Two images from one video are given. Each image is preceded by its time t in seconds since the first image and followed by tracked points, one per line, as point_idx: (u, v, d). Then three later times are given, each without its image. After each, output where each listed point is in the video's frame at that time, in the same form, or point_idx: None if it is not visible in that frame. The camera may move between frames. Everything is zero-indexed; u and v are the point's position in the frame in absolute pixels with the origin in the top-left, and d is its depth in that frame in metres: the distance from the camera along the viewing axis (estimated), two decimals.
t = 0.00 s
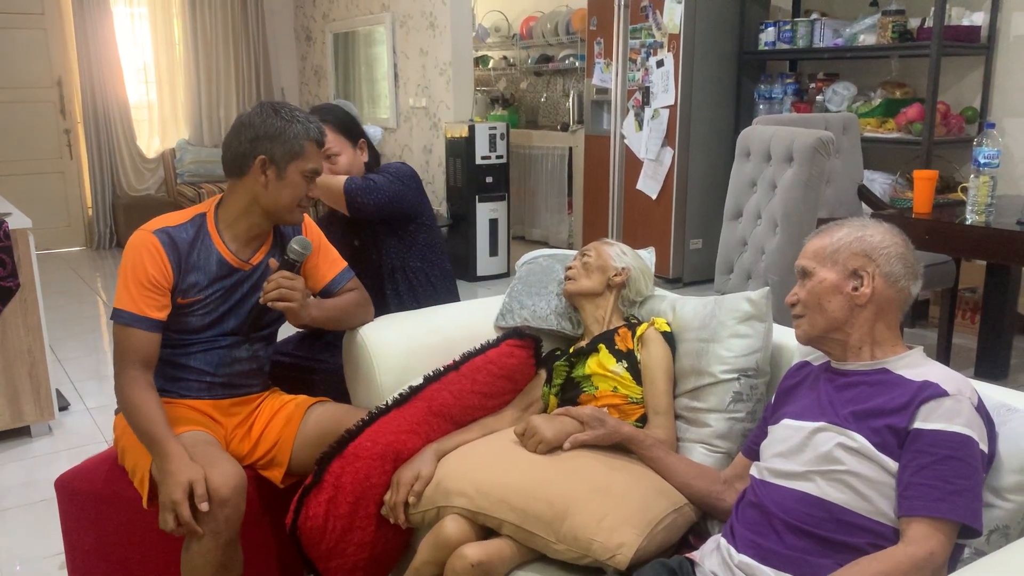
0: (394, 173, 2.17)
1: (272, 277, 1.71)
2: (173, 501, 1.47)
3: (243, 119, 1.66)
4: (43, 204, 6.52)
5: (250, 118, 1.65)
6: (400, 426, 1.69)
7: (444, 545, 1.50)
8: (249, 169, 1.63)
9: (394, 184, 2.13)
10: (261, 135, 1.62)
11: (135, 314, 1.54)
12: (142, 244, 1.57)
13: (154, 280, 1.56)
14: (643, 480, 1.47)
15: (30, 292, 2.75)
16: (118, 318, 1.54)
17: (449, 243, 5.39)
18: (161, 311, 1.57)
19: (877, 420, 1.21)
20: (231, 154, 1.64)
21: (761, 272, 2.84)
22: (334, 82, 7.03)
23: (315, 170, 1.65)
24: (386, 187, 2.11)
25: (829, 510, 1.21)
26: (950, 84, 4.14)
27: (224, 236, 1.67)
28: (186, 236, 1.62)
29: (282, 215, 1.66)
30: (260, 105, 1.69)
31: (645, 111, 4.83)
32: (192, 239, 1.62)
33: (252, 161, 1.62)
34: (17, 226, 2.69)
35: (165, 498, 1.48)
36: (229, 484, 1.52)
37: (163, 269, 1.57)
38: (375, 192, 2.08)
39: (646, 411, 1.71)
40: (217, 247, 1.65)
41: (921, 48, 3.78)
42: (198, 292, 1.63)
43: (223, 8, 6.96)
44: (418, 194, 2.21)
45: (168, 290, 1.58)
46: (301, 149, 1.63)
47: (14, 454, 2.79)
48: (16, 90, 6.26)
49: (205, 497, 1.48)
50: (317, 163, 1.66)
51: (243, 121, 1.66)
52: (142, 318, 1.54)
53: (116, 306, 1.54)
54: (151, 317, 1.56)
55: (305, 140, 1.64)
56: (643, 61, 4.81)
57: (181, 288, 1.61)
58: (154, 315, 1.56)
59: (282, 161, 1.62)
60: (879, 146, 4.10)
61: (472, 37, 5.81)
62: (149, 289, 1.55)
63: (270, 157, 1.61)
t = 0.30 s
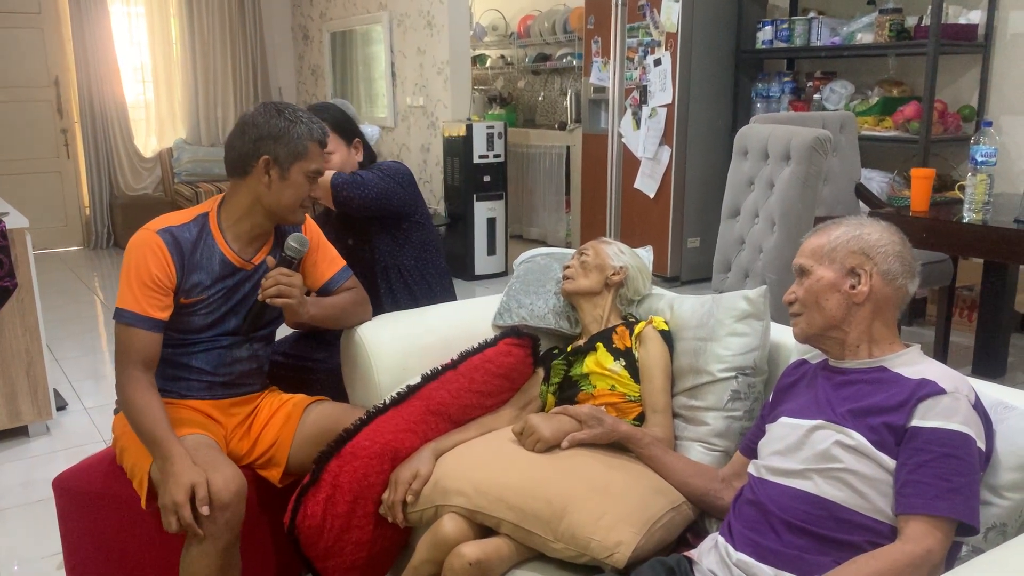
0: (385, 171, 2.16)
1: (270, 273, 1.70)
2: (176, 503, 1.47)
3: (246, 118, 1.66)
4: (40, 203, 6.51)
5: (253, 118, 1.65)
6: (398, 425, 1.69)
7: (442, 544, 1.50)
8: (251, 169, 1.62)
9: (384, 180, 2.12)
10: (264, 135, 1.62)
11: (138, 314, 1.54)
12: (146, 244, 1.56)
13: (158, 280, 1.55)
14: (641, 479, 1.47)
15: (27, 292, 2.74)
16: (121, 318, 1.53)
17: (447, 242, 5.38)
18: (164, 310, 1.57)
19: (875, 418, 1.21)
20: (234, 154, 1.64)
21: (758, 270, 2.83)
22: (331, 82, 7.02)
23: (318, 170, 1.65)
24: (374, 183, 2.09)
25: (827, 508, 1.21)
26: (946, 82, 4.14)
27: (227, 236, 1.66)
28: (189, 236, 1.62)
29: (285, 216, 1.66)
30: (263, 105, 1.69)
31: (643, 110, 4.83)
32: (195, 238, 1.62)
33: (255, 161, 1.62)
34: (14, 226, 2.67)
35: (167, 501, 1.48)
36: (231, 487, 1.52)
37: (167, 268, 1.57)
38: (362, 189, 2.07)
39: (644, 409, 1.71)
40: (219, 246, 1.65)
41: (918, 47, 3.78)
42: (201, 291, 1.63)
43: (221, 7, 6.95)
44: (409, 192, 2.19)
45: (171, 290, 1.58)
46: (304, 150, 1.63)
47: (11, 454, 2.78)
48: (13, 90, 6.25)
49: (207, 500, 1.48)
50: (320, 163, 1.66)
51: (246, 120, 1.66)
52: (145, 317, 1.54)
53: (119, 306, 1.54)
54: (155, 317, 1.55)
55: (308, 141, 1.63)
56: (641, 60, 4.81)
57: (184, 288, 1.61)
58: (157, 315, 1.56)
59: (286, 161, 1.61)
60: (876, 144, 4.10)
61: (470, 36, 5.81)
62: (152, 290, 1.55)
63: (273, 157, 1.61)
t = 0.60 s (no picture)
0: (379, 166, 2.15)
1: (269, 271, 1.70)
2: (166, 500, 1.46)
3: (250, 119, 1.66)
4: (37, 202, 6.50)
5: (256, 118, 1.65)
6: (396, 424, 1.69)
7: (440, 543, 1.50)
8: (253, 169, 1.62)
9: (377, 176, 2.11)
10: (267, 135, 1.61)
11: (137, 312, 1.53)
12: (147, 243, 1.56)
13: (157, 280, 1.55)
14: (639, 477, 1.47)
15: (24, 292, 2.74)
16: (119, 316, 1.53)
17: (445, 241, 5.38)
18: (163, 309, 1.57)
19: (872, 416, 1.21)
20: (237, 154, 1.64)
21: (756, 269, 2.83)
22: (329, 80, 7.01)
23: (321, 172, 1.65)
24: (366, 178, 2.08)
25: (824, 506, 1.21)
26: (944, 81, 4.15)
27: (229, 236, 1.66)
28: (190, 235, 1.61)
29: (287, 217, 1.66)
30: (267, 105, 1.69)
31: (641, 109, 4.83)
32: (195, 238, 1.62)
33: (257, 161, 1.62)
34: (12, 225, 2.68)
35: (157, 497, 1.48)
36: (221, 485, 1.52)
37: (167, 268, 1.56)
38: (354, 183, 2.06)
39: (642, 407, 1.71)
40: (220, 247, 1.64)
41: (916, 46, 3.78)
42: (201, 291, 1.63)
43: (219, 6, 6.94)
44: (402, 187, 2.18)
45: (171, 289, 1.58)
46: (307, 151, 1.63)
47: (9, 453, 2.78)
48: (10, 89, 6.23)
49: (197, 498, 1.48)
50: (323, 165, 1.66)
51: (249, 120, 1.65)
52: (143, 316, 1.54)
53: (117, 304, 1.54)
54: (152, 315, 1.55)
55: (311, 142, 1.63)
56: (639, 59, 4.81)
57: (184, 287, 1.61)
58: (155, 314, 1.55)
59: (289, 162, 1.61)
60: (875, 143, 4.11)
61: (468, 34, 5.80)
62: (152, 288, 1.54)
63: (276, 158, 1.61)
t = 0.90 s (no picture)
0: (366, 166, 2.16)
1: (267, 268, 1.69)
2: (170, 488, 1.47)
3: (249, 117, 1.65)
4: (36, 201, 6.50)
5: (255, 117, 1.64)
6: (395, 423, 1.69)
7: (438, 541, 1.50)
8: (252, 167, 1.62)
9: (364, 174, 2.11)
10: (266, 134, 1.61)
11: (135, 310, 1.53)
12: (146, 241, 1.56)
13: (156, 278, 1.55)
14: (638, 477, 1.47)
15: (23, 291, 2.74)
16: (117, 313, 1.53)
17: (444, 240, 5.38)
18: (161, 307, 1.57)
19: (870, 415, 1.21)
20: (236, 153, 1.64)
21: (755, 268, 2.83)
22: (328, 79, 7.01)
23: (319, 170, 1.65)
24: (351, 176, 2.08)
25: (822, 505, 1.21)
26: (943, 81, 4.15)
27: (228, 235, 1.66)
28: (189, 233, 1.62)
29: (285, 216, 1.65)
30: (266, 105, 1.69)
31: (640, 108, 4.83)
32: (194, 236, 1.62)
33: (256, 160, 1.61)
34: (10, 224, 2.67)
35: (162, 480, 1.48)
36: (224, 473, 1.52)
37: (165, 265, 1.56)
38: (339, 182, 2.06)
39: (640, 407, 1.70)
40: (219, 245, 1.64)
41: (915, 45, 3.78)
42: (200, 289, 1.63)
43: (217, 5, 6.94)
44: (391, 185, 2.17)
45: (169, 287, 1.58)
46: (305, 150, 1.62)
47: (7, 453, 2.78)
48: (9, 87, 6.23)
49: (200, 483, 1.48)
50: (322, 163, 1.66)
51: (248, 119, 1.65)
52: (141, 313, 1.54)
53: (116, 302, 1.54)
54: (151, 313, 1.55)
55: (310, 141, 1.63)
56: (638, 58, 4.81)
57: (182, 285, 1.61)
58: (153, 311, 1.55)
59: (287, 161, 1.61)
60: (873, 142, 4.11)
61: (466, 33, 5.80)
62: (150, 286, 1.54)
63: (274, 157, 1.61)
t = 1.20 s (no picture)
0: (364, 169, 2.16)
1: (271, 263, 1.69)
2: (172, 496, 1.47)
3: (250, 117, 1.65)
4: (36, 200, 6.50)
5: (256, 116, 1.64)
6: (394, 423, 1.69)
7: (437, 541, 1.50)
8: (254, 166, 1.62)
9: (364, 179, 2.12)
10: (267, 133, 1.61)
11: (139, 309, 1.53)
12: (148, 240, 1.56)
13: (159, 276, 1.55)
14: (637, 477, 1.47)
15: (23, 290, 2.74)
16: (121, 312, 1.53)
17: (444, 240, 5.38)
18: (165, 306, 1.57)
19: (869, 415, 1.21)
20: (237, 152, 1.63)
21: (754, 268, 2.83)
22: (327, 79, 7.01)
23: (320, 168, 1.65)
24: (350, 182, 2.09)
25: (821, 504, 1.21)
26: (943, 81, 4.15)
27: (229, 233, 1.66)
28: (191, 232, 1.62)
29: (287, 214, 1.65)
30: (266, 104, 1.69)
31: (639, 108, 4.83)
32: (197, 235, 1.62)
33: (257, 159, 1.61)
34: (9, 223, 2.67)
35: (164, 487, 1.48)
36: (228, 482, 1.52)
37: (169, 264, 1.57)
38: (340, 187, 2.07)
39: (640, 407, 1.70)
40: (221, 243, 1.64)
41: (914, 45, 3.79)
42: (202, 287, 1.63)
43: (217, 5, 6.93)
44: (390, 188, 2.18)
45: (172, 286, 1.58)
46: (307, 147, 1.62)
47: (7, 452, 2.78)
48: (8, 87, 6.22)
49: (203, 490, 1.49)
50: (323, 161, 1.66)
51: (248, 119, 1.65)
52: (144, 312, 1.54)
53: (119, 301, 1.54)
54: (155, 312, 1.55)
55: (311, 139, 1.63)
56: (637, 58, 4.81)
57: (185, 283, 1.61)
58: (157, 310, 1.55)
59: (288, 159, 1.61)
60: (872, 142, 4.11)
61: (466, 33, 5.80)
62: (153, 285, 1.54)
63: (276, 155, 1.60)
